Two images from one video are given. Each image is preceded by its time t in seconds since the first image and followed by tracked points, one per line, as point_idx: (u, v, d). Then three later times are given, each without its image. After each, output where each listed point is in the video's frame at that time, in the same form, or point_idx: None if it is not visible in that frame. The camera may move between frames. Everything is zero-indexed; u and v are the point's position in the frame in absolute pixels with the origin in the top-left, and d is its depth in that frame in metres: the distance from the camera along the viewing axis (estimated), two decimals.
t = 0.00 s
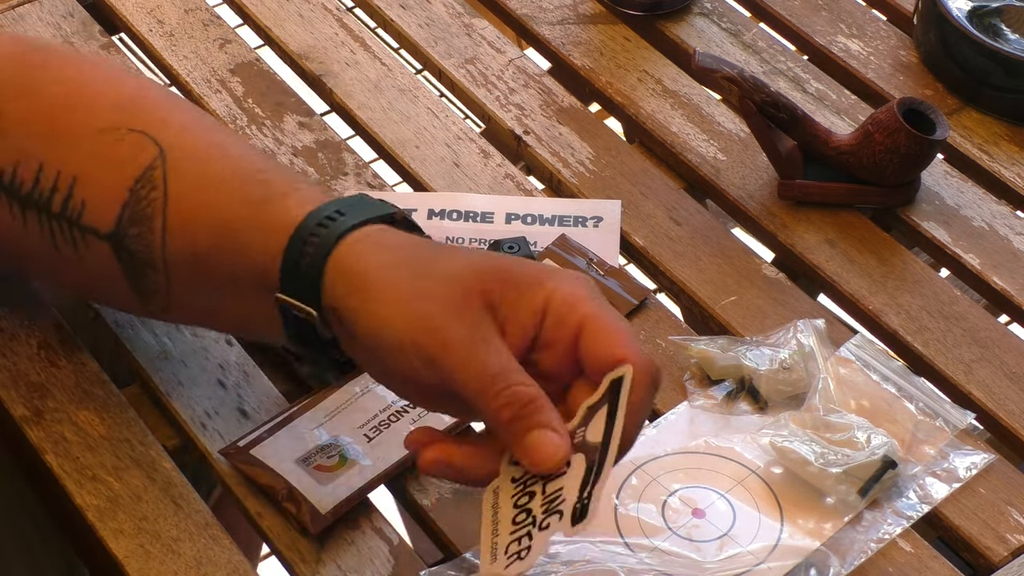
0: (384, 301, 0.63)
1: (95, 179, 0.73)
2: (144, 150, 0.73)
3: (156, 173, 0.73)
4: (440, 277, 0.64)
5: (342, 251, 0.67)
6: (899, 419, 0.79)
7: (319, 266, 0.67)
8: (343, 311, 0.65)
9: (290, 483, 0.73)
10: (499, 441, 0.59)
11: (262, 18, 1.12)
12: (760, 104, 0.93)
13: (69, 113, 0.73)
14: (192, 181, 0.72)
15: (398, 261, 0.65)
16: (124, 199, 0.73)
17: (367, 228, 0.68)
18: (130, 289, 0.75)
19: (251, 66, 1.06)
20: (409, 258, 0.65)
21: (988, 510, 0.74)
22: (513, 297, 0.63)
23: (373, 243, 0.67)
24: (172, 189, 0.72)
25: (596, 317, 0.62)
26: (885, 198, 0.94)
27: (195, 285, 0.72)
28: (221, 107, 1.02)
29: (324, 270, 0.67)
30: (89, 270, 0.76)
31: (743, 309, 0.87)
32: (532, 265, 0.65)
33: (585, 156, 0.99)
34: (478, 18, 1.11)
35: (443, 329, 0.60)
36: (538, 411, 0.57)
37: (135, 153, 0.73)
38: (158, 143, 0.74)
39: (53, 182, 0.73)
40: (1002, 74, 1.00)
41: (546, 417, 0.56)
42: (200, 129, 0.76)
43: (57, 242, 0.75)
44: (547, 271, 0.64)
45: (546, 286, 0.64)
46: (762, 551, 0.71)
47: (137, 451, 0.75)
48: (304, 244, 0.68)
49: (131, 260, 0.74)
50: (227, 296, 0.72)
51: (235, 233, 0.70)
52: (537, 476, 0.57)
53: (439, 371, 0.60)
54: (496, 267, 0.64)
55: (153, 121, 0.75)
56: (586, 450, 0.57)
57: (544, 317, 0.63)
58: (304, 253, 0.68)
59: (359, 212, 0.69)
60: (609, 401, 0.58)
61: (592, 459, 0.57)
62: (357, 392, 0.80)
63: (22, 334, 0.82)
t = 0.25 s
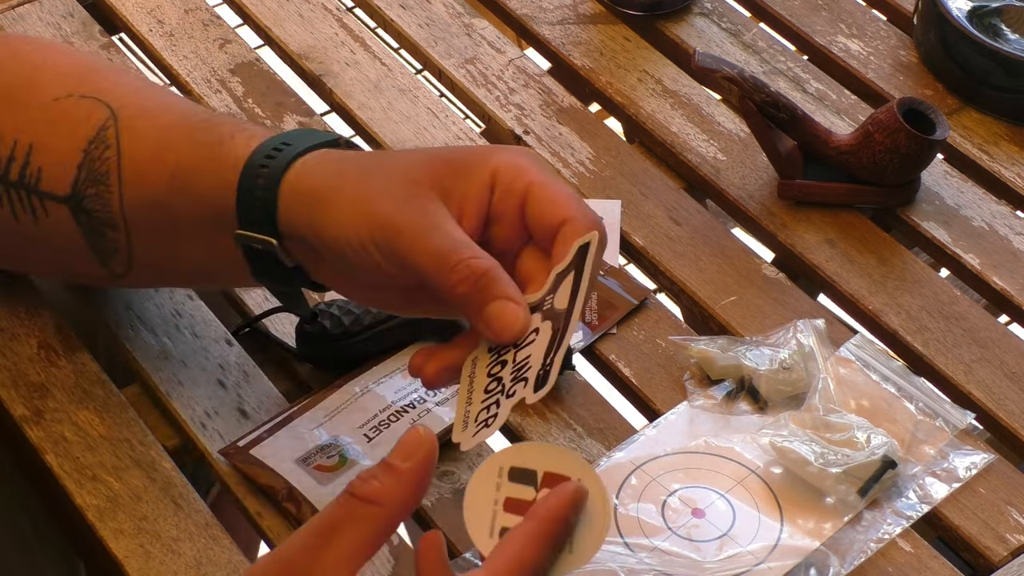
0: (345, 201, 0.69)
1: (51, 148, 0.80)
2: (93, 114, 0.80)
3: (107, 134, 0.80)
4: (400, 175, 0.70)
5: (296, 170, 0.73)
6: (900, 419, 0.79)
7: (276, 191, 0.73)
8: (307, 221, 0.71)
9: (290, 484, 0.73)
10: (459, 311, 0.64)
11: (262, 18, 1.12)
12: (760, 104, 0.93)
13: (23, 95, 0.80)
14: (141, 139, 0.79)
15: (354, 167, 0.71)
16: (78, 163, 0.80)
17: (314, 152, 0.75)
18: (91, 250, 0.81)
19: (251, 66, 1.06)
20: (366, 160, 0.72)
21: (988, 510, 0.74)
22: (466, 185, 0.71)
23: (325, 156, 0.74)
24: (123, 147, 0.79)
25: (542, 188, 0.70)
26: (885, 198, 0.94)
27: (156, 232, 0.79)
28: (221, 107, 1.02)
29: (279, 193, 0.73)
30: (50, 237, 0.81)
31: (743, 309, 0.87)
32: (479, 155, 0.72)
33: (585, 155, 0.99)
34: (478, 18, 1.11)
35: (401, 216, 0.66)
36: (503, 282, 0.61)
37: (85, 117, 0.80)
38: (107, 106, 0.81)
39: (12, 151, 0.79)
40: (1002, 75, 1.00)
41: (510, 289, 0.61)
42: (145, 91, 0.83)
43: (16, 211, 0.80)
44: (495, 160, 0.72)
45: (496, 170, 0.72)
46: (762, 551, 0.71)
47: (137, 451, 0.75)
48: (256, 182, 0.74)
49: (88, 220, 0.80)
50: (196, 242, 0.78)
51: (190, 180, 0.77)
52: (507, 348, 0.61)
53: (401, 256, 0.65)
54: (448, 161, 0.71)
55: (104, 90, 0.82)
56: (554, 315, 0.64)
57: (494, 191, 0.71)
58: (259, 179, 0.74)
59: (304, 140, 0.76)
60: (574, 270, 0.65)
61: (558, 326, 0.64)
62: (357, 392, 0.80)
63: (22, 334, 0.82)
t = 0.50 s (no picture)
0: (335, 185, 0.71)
1: (53, 141, 0.82)
2: (92, 107, 0.83)
3: (106, 125, 0.82)
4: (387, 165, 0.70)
5: (294, 157, 0.75)
6: (899, 419, 0.79)
7: (273, 178, 0.75)
8: (302, 204, 0.73)
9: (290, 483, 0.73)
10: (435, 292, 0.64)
11: (262, 18, 1.12)
12: (760, 104, 0.93)
13: (23, 92, 0.82)
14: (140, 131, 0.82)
15: (348, 155, 0.73)
16: (79, 154, 0.82)
17: (313, 137, 0.77)
18: (93, 241, 0.83)
19: (251, 66, 1.06)
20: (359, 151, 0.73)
21: (988, 510, 0.74)
22: (450, 176, 0.70)
23: (322, 144, 0.76)
24: (123, 138, 0.82)
25: (523, 182, 0.69)
26: (885, 197, 0.94)
27: (158, 221, 0.82)
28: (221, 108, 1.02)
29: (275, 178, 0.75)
30: (54, 231, 0.83)
31: (743, 309, 0.87)
32: (468, 146, 0.71)
33: (585, 156, 0.99)
34: (478, 18, 1.11)
35: (383, 197, 0.67)
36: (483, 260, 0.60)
37: (84, 110, 0.83)
38: (105, 98, 0.83)
39: (15, 145, 0.82)
40: (1002, 75, 1.00)
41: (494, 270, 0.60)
42: (138, 78, 0.86)
43: (18, 203, 0.82)
44: (483, 151, 0.71)
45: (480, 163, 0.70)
46: (762, 551, 0.71)
47: (137, 451, 0.75)
48: (254, 170, 0.76)
49: (90, 210, 0.82)
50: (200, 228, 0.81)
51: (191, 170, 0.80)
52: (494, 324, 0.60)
53: (378, 233, 0.66)
54: (436, 151, 0.71)
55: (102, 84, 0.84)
56: (529, 283, 0.59)
57: (477, 182, 0.70)
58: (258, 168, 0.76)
59: (302, 126, 0.78)
60: (547, 235, 0.59)
61: (535, 296, 0.57)
62: (358, 392, 0.80)
63: (23, 334, 0.82)
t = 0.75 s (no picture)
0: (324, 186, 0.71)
1: (53, 141, 0.82)
2: (92, 108, 0.82)
3: (106, 127, 0.82)
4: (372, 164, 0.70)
5: (287, 162, 0.74)
6: (899, 419, 0.79)
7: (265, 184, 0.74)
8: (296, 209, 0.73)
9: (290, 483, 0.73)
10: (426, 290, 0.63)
11: (262, 18, 1.12)
12: (760, 104, 0.92)
13: (25, 92, 0.82)
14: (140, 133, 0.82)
15: (334, 156, 0.72)
16: (79, 155, 0.82)
17: (308, 143, 0.76)
18: (93, 243, 0.83)
19: (251, 66, 1.06)
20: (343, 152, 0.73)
21: (988, 510, 0.74)
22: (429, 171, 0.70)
23: (314, 149, 0.75)
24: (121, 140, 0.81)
25: (500, 179, 0.68)
26: (885, 197, 0.94)
27: (155, 220, 0.82)
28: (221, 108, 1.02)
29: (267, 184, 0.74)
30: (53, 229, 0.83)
31: (743, 309, 0.87)
32: (448, 142, 0.71)
33: (585, 156, 0.99)
34: (478, 19, 1.11)
35: (366, 198, 0.67)
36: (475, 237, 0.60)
37: (84, 111, 0.82)
38: (104, 100, 0.83)
39: (15, 145, 0.81)
40: (1002, 74, 1.00)
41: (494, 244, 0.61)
42: (137, 78, 0.86)
43: (18, 203, 0.82)
44: (463, 147, 0.71)
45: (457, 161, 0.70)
46: (762, 551, 0.71)
47: (137, 451, 0.75)
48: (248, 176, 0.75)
49: (90, 211, 0.82)
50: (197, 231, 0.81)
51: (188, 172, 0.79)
52: (487, 320, 0.60)
53: (362, 233, 0.66)
54: (418, 149, 0.70)
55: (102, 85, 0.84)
56: (523, 268, 0.58)
57: (456, 180, 0.70)
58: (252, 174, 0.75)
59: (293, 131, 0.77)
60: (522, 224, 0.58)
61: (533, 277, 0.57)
62: (357, 392, 0.80)
63: (23, 334, 0.82)
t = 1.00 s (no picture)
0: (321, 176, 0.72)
1: (53, 139, 0.82)
2: (91, 105, 0.82)
3: (106, 123, 0.82)
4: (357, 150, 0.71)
5: (285, 152, 0.76)
6: (899, 419, 0.79)
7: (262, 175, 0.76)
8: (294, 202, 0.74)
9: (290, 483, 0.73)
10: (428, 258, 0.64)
11: (262, 18, 1.12)
12: (760, 104, 0.92)
13: (24, 90, 0.82)
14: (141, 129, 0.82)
15: (327, 146, 0.74)
16: (79, 152, 0.81)
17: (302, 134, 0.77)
18: (95, 238, 0.83)
19: (251, 66, 1.06)
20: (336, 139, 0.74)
21: (988, 510, 0.74)
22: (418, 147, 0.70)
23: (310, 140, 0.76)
24: (121, 137, 0.81)
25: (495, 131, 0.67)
26: (885, 197, 0.94)
27: (155, 216, 0.82)
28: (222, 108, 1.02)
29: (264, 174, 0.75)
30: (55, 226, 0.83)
31: (743, 309, 0.87)
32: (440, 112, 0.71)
33: (585, 156, 0.99)
34: (478, 19, 1.11)
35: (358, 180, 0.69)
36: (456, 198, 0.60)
37: (83, 108, 0.82)
38: (104, 97, 0.83)
39: (14, 142, 0.81)
40: (1002, 75, 1.00)
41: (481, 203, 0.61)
42: (137, 75, 0.86)
43: (21, 200, 0.82)
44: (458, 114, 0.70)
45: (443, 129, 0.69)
46: (762, 551, 0.71)
47: (137, 451, 0.75)
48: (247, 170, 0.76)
49: (92, 208, 0.82)
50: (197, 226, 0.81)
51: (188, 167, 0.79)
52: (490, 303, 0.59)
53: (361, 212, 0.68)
54: (406, 122, 0.71)
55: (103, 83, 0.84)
56: (523, 253, 0.56)
57: (446, 150, 0.70)
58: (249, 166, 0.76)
59: (290, 124, 0.78)
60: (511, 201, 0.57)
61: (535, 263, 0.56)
62: (358, 392, 0.80)
63: (23, 334, 0.82)
